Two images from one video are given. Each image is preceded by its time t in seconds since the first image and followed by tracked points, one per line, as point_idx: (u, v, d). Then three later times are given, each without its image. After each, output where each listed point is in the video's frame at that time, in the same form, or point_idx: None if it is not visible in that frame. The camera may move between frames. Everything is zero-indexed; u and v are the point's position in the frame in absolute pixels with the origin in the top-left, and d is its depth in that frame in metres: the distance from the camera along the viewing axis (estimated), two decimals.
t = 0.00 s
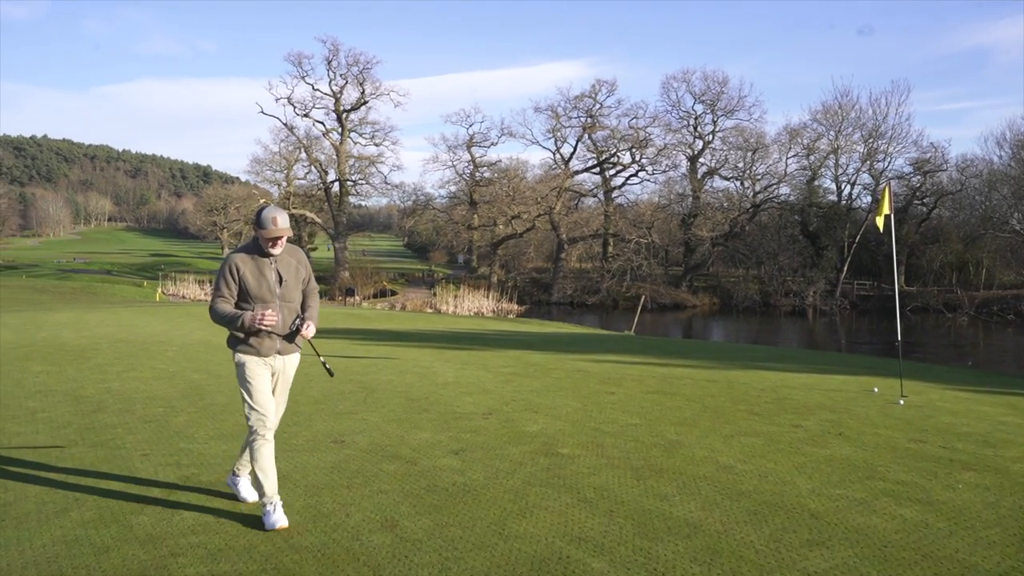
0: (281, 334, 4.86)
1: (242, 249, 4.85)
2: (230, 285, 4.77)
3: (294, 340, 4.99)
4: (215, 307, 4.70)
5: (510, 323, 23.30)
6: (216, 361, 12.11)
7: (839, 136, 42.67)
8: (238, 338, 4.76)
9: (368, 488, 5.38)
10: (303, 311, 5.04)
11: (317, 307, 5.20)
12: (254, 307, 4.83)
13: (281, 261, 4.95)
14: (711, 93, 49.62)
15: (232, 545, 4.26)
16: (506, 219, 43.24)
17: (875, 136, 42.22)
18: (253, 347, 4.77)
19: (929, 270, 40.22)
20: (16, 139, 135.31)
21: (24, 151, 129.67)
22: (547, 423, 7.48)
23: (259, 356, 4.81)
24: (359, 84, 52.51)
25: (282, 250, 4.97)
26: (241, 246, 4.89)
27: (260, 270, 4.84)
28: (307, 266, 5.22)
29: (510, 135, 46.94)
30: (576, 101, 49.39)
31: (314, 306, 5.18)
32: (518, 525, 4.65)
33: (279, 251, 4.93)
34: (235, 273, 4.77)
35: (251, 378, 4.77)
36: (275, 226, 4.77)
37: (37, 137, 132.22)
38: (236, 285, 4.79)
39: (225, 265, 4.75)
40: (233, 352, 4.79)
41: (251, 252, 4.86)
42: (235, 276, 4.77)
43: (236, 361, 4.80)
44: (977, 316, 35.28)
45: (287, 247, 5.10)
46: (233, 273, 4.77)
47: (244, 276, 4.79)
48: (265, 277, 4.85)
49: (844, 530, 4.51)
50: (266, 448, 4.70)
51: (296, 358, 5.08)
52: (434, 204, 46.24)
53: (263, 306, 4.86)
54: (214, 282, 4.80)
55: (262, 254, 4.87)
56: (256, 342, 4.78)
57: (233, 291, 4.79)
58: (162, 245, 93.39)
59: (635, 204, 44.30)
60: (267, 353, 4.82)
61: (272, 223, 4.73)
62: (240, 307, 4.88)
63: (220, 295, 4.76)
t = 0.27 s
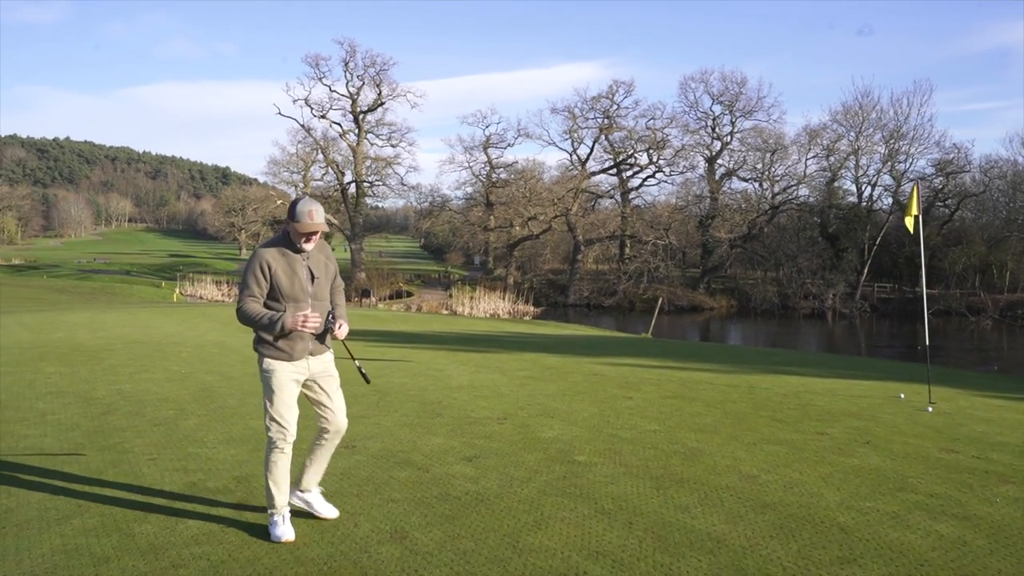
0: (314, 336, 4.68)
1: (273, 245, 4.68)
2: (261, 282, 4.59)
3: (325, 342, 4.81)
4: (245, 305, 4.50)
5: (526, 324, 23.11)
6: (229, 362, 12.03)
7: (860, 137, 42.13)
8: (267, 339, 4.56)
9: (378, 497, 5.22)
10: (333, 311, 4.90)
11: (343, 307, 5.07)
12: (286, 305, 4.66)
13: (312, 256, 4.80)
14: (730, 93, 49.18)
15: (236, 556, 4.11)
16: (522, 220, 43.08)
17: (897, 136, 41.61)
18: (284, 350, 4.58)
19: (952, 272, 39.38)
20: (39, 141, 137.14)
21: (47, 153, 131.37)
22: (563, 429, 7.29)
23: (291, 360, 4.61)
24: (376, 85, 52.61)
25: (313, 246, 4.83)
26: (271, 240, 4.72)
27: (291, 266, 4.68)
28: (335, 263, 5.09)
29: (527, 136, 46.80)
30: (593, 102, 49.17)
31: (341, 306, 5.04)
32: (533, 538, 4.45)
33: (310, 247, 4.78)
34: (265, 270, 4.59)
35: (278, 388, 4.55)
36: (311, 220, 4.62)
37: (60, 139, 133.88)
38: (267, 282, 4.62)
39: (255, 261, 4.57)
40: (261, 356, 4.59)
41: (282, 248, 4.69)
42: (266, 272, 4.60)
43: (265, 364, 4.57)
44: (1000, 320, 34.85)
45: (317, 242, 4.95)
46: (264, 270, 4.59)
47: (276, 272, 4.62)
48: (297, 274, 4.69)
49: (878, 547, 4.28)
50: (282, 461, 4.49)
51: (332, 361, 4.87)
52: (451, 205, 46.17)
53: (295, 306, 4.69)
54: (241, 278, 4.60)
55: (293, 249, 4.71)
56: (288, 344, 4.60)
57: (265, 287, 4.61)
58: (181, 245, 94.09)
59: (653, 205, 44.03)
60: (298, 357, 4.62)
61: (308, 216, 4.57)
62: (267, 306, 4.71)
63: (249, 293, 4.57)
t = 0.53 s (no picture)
0: (343, 343, 4.42)
1: (302, 244, 4.48)
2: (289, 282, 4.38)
3: (356, 351, 4.54)
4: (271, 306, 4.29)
5: (537, 325, 22.92)
6: (237, 364, 11.92)
7: (874, 136, 41.68)
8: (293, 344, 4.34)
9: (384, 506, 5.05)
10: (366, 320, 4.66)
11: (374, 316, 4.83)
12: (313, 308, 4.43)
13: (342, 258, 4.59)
14: (742, 92, 48.79)
15: (234, 571, 3.95)
16: (533, 220, 42.90)
17: (911, 134, 41.12)
18: (310, 358, 4.34)
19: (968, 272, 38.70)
20: (54, 143, 138.28)
21: (61, 155, 132.38)
22: (574, 434, 7.11)
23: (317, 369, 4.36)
24: (386, 86, 52.59)
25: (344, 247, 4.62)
26: (301, 240, 4.53)
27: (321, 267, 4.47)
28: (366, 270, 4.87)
29: (537, 136, 46.63)
30: (604, 102, 48.96)
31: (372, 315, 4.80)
32: (544, 551, 4.27)
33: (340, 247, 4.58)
34: (293, 269, 4.39)
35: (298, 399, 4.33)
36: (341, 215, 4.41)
37: (74, 141, 134.88)
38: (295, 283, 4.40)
39: (283, 260, 4.38)
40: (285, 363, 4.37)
41: (312, 248, 4.48)
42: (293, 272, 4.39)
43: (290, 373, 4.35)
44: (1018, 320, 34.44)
45: (348, 246, 4.74)
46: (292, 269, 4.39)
47: (304, 272, 4.41)
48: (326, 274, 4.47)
49: (907, 562, 4.08)
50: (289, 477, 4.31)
51: (363, 372, 4.58)
52: (461, 206, 46.07)
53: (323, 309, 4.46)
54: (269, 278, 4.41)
55: (323, 249, 4.50)
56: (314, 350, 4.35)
57: (293, 289, 4.40)
58: (194, 246, 94.49)
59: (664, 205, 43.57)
60: (325, 366, 4.38)
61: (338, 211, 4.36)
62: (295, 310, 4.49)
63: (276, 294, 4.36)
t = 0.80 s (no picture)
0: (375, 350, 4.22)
1: (338, 241, 4.32)
2: (321, 280, 4.22)
3: (393, 360, 4.32)
4: (299, 306, 4.14)
5: (541, 327, 22.73)
6: (236, 368, 11.75)
7: (881, 135, 41.36)
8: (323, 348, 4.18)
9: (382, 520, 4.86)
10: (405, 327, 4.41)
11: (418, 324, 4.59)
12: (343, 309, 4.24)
13: (382, 258, 4.39)
14: (747, 91, 48.52)
15: None
16: (537, 220, 42.74)
17: (918, 133, 40.79)
18: (341, 364, 4.17)
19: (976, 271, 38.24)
20: (60, 144, 138.67)
21: (67, 156, 132.82)
22: (579, 442, 6.91)
23: (348, 376, 4.18)
24: (390, 85, 52.52)
25: (384, 247, 4.42)
26: (338, 238, 4.38)
27: (356, 266, 4.28)
28: (410, 273, 4.63)
29: (541, 136, 46.48)
30: (608, 101, 48.80)
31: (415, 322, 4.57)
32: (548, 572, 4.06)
33: (378, 247, 4.38)
34: (325, 268, 4.23)
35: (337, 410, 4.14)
36: (376, 209, 4.23)
37: (80, 142, 135.27)
38: (326, 282, 4.23)
39: (316, 258, 4.23)
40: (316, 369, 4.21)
41: (348, 247, 4.32)
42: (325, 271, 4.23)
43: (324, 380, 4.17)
44: None
45: (390, 248, 4.53)
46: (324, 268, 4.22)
47: (337, 271, 4.24)
48: (361, 274, 4.28)
49: None
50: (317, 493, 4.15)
51: (400, 382, 4.35)
52: (466, 206, 45.94)
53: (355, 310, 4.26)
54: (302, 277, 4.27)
55: (359, 248, 4.32)
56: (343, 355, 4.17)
57: (324, 288, 4.24)
58: (198, 246, 94.54)
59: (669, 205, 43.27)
60: (358, 373, 4.19)
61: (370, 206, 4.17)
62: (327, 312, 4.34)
63: (306, 294, 4.22)
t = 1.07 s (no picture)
0: (391, 358, 4.09)
1: (352, 243, 4.21)
2: (334, 284, 4.10)
3: (409, 367, 4.18)
4: (311, 310, 4.03)
5: (540, 329, 22.56)
6: (230, 371, 11.57)
7: (882, 136, 41.19)
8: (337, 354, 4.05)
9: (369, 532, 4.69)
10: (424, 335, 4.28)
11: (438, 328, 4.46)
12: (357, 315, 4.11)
13: (398, 259, 4.26)
14: (748, 92, 48.35)
15: None
16: (538, 222, 42.58)
17: (920, 134, 40.61)
18: (356, 371, 4.04)
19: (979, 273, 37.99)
20: (61, 146, 138.73)
21: (69, 158, 132.96)
22: (576, 448, 6.74)
23: (364, 385, 4.04)
24: (391, 86, 52.37)
25: (400, 247, 4.30)
26: (352, 240, 4.27)
27: (371, 268, 4.15)
28: (431, 276, 4.49)
29: (542, 137, 46.34)
30: (609, 102, 48.65)
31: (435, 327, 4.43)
32: None
33: (394, 248, 4.25)
34: (338, 271, 4.11)
35: (356, 422, 4.01)
36: (390, 208, 4.10)
37: (81, 143, 135.23)
38: (340, 285, 4.12)
39: (329, 259, 4.11)
40: (331, 376, 4.08)
41: (362, 249, 4.20)
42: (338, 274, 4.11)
43: (337, 388, 4.04)
44: None
45: (409, 250, 4.40)
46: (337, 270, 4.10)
47: (350, 274, 4.12)
48: (376, 276, 4.15)
49: None
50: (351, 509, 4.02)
51: (413, 391, 4.23)
52: (466, 207, 45.76)
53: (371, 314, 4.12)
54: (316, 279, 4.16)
55: (374, 249, 4.20)
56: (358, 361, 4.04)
57: (337, 292, 4.11)
58: (199, 247, 94.41)
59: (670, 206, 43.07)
60: (372, 382, 4.05)
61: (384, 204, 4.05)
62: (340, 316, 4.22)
63: (318, 298, 4.10)
